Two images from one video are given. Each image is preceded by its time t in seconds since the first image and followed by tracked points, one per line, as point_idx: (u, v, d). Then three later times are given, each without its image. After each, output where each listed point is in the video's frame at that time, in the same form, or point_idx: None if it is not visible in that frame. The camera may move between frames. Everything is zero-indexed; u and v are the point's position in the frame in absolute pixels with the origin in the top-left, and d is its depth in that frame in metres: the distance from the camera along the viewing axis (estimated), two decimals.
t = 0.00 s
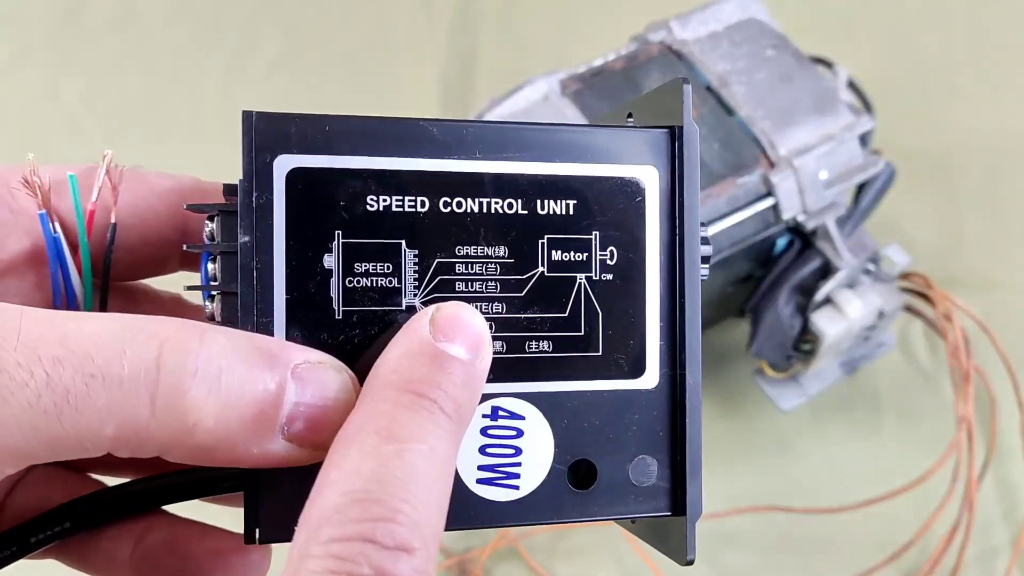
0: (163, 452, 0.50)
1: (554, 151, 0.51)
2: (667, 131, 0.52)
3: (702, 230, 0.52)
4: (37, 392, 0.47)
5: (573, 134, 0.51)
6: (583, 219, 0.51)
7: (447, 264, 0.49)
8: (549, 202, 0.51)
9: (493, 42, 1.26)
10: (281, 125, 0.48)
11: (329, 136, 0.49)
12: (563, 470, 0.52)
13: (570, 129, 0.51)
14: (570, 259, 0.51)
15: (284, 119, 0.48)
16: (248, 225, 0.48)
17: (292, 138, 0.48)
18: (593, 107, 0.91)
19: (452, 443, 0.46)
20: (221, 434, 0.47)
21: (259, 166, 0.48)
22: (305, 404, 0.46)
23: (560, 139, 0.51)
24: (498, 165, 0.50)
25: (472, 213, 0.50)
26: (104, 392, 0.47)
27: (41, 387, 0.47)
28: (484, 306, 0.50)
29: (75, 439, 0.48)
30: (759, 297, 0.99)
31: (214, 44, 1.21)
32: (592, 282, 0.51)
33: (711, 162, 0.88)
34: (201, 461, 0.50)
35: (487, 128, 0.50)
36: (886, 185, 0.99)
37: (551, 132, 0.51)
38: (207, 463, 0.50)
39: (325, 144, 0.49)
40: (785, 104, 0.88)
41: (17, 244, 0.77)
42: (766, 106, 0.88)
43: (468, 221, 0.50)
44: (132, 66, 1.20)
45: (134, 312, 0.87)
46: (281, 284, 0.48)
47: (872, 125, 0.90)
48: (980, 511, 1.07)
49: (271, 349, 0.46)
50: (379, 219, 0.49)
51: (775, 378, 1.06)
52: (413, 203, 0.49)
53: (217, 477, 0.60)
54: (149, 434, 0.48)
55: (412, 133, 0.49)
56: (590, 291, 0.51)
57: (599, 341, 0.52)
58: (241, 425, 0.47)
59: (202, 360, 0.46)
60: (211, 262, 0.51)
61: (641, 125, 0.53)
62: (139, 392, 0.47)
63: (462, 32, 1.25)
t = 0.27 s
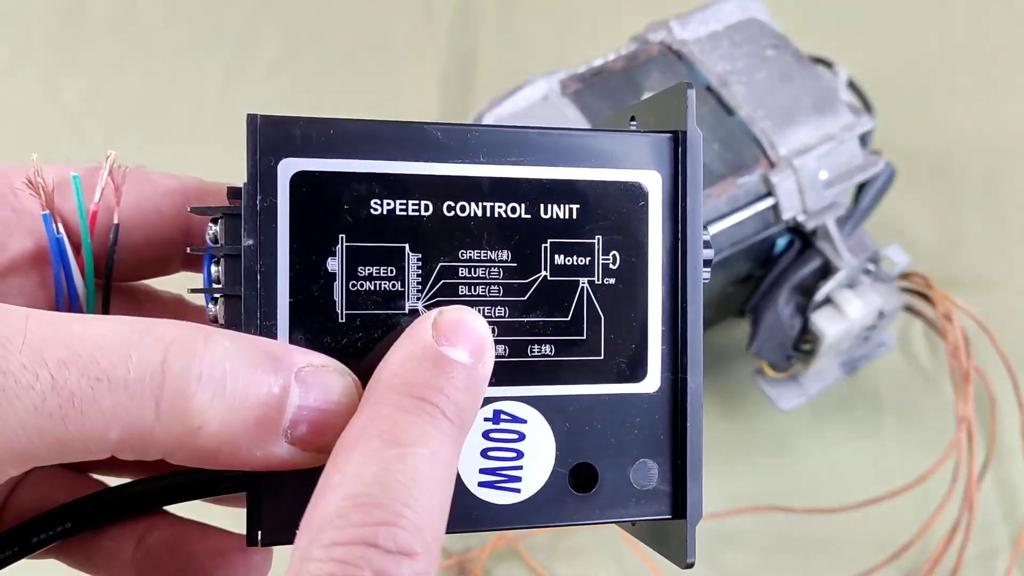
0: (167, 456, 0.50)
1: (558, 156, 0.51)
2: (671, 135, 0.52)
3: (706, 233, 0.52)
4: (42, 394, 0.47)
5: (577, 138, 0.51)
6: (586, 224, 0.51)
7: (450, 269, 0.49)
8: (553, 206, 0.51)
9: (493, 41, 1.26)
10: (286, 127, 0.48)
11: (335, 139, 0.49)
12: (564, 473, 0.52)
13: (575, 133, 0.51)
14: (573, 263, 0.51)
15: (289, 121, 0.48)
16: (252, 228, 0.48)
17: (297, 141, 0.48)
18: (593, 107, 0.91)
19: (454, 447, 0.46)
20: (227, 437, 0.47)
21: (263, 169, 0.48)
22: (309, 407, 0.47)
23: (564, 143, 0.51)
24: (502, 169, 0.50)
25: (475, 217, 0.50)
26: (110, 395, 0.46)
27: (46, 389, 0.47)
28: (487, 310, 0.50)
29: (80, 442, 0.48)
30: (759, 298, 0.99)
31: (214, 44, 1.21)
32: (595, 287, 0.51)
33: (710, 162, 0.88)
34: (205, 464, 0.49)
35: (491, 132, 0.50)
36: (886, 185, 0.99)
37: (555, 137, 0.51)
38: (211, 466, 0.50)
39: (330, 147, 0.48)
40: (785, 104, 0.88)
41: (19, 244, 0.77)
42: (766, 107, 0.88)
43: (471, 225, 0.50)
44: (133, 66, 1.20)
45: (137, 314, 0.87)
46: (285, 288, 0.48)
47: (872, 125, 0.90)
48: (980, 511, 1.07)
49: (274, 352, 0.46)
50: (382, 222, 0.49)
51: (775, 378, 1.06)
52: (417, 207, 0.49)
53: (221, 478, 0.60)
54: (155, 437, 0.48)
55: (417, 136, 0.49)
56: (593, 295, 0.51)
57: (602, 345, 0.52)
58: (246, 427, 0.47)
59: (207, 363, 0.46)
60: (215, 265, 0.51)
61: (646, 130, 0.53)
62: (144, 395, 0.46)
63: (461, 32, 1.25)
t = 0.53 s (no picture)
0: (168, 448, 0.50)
1: (558, 151, 0.51)
2: (673, 130, 0.52)
3: (707, 229, 0.52)
4: (43, 385, 0.47)
5: (577, 133, 0.51)
6: (587, 219, 0.51)
7: (449, 264, 0.49)
8: (553, 201, 0.51)
9: (493, 41, 1.26)
10: (285, 122, 0.48)
11: (334, 134, 0.49)
12: (564, 469, 0.52)
13: (575, 128, 0.51)
14: (573, 258, 0.51)
15: (287, 116, 0.48)
16: (251, 224, 0.48)
17: (296, 137, 0.48)
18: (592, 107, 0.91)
19: (436, 459, 0.46)
20: (227, 431, 0.47)
21: (262, 164, 0.48)
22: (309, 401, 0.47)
23: (564, 138, 0.51)
24: (502, 164, 0.50)
25: (475, 211, 0.50)
26: (111, 387, 0.46)
27: (47, 380, 0.47)
28: (487, 305, 0.50)
29: (81, 433, 0.48)
30: (759, 297, 0.99)
31: (214, 43, 1.21)
32: (596, 282, 0.51)
33: (711, 162, 0.88)
34: (205, 457, 0.49)
35: (491, 127, 0.50)
36: (886, 185, 0.99)
37: (555, 132, 0.51)
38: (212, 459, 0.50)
39: (328, 143, 0.48)
40: (785, 104, 0.88)
41: (20, 239, 0.77)
42: (766, 107, 0.88)
43: (471, 220, 0.50)
44: (133, 65, 1.20)
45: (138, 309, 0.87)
46: (284, 283, 0.48)
47: (872, 125, 0.90)
48: (980, 511, 1.07)
49: (274, 346, 0.46)
50: (382, 217, 0.49)
51: (775, 378, 1.06)
52: (416, 202, 0.49)
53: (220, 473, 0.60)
54: (155, 429, 0.48)
55: (417, 132, 0.49)
56: (594, 290, 0.51)
57: (603, 341, 0.51)
58: (247, 421, 0.47)
59: (208, 356, 0.46)
60: (214, 260, 0.51)
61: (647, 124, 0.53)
62: (145, 387, 0.46)
63: (461, 32, 1.25)
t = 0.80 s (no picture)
0: (175, 435, 0.49)
1: (566, 137, 0.51)
2: (682, 113, 0.52)
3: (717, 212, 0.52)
4: (51, 372, 0.45)
5: (584, 119, 0.51)
6: (597, 205, 0.51)
7: (458, 251, 0.49)
8: (562, 187, 0.50)
9: (493, 41, 1.26)
10: (291, 110, 0.48)
11: (340, 122, 0.49)
12: (577, 458, 0.52)
13: (583, 114, 0.51)
14: (584, 245, 0.51)
15: (292, 105, 0.48)
16: (258, 213, 0.48)
17: (301, 125, 0.48)
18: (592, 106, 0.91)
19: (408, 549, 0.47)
20: (237, 416, 0.46)
21: (268, 153, 0.48)
22: (319, 389, 0.46)
23: (573, 124, 0.51)
24: (511, 150, 0.50)
25: (483, 198, 0.50)
26: (120, 373, 0.45)
27: (56, 367, 0.45)
28: (496, 293, 0.50)
29: (89, 420, 0.47)
30: (759, 298, 0.98)
31: (215, 42, 1.21)
32: (607, 269, 0.51)
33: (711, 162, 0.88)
34: (213, 445, 0.49)
35: (497, 113, 0.50)
36: (886, 185, 0.99)
37: (563, 118, 0.51)
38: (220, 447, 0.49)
39: (335, 130, 0.48)
40: (785, 104, 0.88)
41: (31, 233, 0.77)
42: (766, 106, 0.88)
43: (480, 206, 0.50)
44: (134, 64, 1.20)
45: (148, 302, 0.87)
46: (292, 272, 0.48)
47: (872, 125, 0.91)
48: (980, 511, 1.07)
49: (283, 334, 0.46)
50: (390, 205, 0.49)
51: (774, 378, 1.06)
52: (424, 189, 0.49)
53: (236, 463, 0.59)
54: (165, 416, 0.47)
55: (423, 118, 0.49)
56: (604, 277, 0.51)
57: (614, 327, 0.51)
58: (257, 407, 0.46)
59: (219, 342, 0.45)
60: (222, 250, 0.51)
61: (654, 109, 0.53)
62: (155, 373, 0.45)
63: (461, 32, 1.25)
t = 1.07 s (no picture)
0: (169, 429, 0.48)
1: (560, 139, 0.51)
2: (674, 120, 0.52)
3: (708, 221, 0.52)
4: (47, 362, 0.45)
5: (578, 122, 0.51)
6: (588, 208, 0.51)
7: (449, 253, 0.49)
8: (554, 190, 0.51)
9: (492, 41, 1.26)
10: (287, 112, 0.48)
11: (335, 123, 0.49)
12: (564, 458, 0.52)
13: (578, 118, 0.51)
14: (574, 248, 0.51)
15: (287, 106, 0.48)
16: (251, 213, 0.48)
17: (295, 125, 0.48)
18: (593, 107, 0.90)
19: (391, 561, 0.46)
20: (231, 408, 0.46)
21: (263, 153, 0.48)
22: (310, 381, 0.46)
23: (565, 126, 0.51)
24: (503, 154, 0.50)
25: (475, 201, 0.50)
26: (116, 360, 0.45)
27: (51, 357, 0.45)
28: (487, 294, 0.50)
29: (85, 411, 0.46)
30: (759, 297, 0.99)
31: (216, 43, 1.21)
32: (597, 272, 0.51)
33: (711, 163, 0.88)
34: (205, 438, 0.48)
35: (491, 117, 0.50)
36: (886, 185, 0.99)
37: (557, 121, 0.51)
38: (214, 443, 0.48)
39: (329, 132, 0.49)
40: (785, 104, 0.88)
41: (28, 232, 0.77)
42: (766, 107, 0.88)
43: (471, 209, 0.50)
44: (134, 64, 1.20)
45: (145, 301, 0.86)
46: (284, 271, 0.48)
47: (872, 125, 0.90)
48: (980, 511, 1.07)
49: (276, 328, 0.46)
50: (381, 206, 0.49)
51: (774, 378, 1.06)
52: (416, 191, 0.49)
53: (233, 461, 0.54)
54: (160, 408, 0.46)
55: (418, 121, 0.49)
56: (594, 280, 0.51)
57: (604, 331, 0.51)
58: (250, 399, 0.46)
59: (213, 330, 0.44)
60: (216, 249, 0.50)
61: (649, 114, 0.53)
62: (151, 360, 0.45)
63: (462, 33, 1.26)
